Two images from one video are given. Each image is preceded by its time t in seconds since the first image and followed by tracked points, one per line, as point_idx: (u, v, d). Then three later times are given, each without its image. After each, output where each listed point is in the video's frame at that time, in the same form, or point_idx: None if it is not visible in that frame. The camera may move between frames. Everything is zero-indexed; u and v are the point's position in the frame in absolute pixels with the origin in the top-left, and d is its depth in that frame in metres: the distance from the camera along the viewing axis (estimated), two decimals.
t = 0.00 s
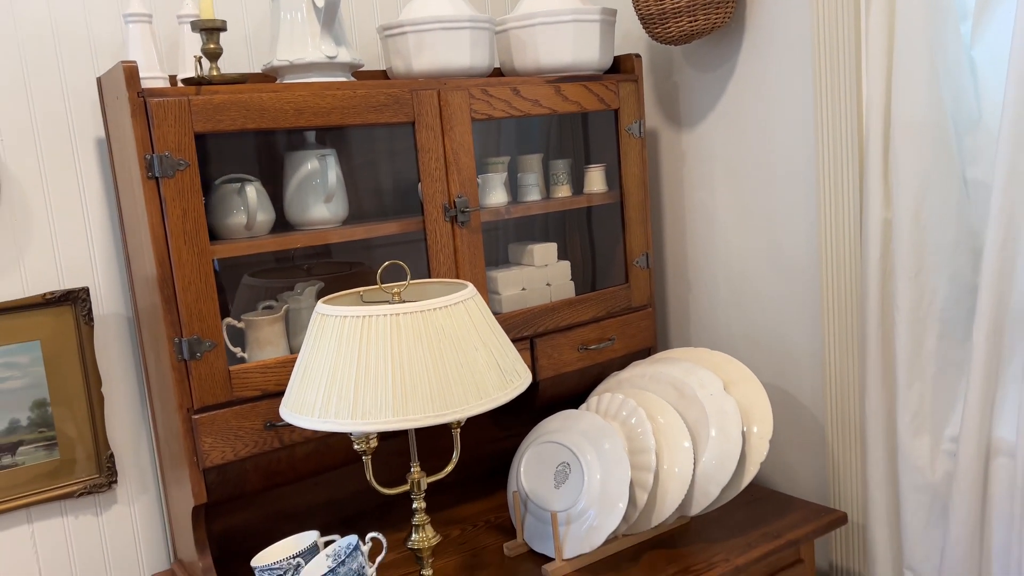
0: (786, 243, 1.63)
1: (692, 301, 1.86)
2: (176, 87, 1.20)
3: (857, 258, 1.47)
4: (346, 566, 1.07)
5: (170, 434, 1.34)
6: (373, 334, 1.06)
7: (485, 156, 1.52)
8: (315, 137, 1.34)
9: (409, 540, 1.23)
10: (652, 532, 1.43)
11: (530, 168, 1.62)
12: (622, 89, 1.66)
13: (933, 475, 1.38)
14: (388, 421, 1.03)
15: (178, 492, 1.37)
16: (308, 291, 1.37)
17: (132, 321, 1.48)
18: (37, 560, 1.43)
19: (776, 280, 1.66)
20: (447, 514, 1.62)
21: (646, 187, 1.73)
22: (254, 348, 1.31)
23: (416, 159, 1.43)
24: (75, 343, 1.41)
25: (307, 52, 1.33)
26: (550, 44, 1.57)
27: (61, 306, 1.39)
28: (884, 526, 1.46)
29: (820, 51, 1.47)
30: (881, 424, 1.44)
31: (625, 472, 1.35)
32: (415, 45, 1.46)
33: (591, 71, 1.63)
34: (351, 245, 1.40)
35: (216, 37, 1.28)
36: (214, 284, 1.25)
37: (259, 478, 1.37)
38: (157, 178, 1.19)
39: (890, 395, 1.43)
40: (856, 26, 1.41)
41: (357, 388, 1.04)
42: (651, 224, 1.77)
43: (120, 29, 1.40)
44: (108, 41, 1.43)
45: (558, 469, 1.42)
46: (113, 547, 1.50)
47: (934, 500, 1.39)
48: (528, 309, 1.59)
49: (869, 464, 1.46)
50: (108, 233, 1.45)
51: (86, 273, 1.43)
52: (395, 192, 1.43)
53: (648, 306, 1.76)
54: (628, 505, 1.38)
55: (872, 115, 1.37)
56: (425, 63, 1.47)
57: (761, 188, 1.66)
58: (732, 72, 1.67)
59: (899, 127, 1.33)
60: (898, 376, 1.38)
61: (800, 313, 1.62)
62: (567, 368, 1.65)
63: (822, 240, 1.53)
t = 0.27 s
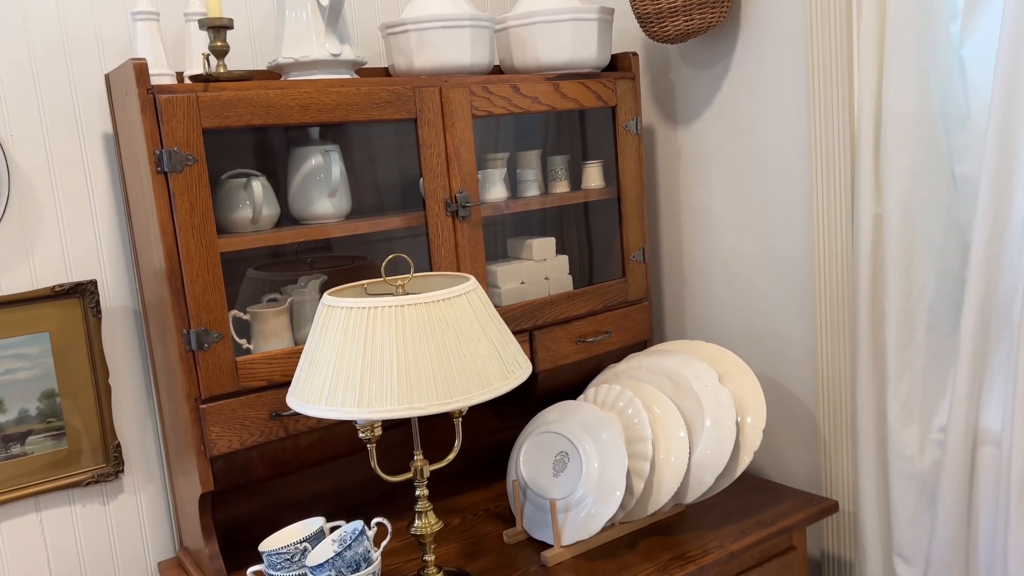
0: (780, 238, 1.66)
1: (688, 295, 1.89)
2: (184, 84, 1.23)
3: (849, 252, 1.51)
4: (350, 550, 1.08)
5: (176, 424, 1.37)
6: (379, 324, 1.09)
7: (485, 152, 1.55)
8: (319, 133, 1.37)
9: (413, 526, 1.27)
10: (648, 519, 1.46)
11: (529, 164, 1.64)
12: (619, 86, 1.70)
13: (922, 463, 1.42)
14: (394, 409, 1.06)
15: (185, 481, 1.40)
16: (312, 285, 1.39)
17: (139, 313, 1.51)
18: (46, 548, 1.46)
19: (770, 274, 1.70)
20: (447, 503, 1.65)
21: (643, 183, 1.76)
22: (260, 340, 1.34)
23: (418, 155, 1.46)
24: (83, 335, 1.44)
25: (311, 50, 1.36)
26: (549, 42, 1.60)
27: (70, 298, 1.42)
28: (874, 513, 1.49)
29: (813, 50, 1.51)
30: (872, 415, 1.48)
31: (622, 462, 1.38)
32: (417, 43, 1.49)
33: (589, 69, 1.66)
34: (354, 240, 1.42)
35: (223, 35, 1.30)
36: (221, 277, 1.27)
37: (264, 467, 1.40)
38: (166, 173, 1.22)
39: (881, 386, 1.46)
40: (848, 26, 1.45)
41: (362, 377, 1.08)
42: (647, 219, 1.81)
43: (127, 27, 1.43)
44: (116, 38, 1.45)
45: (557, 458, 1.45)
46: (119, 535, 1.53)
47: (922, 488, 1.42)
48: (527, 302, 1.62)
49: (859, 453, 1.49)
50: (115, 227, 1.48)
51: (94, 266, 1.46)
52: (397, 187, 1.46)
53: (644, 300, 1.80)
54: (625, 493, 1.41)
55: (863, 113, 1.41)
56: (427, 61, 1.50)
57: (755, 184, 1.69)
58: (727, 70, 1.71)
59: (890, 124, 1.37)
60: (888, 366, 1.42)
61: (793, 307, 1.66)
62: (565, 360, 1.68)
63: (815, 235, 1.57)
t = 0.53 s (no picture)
0: (777, 234, 1.69)
1: (686, 290, 1.92)
2: (193, 80, 1.25)
3: (845, 248, 1.53)
4: (358, 538, 1.10)
5: (184, 415, 1.39)
6: (386, 316, 1.11)
7: (488, 148, 1.57)
8: (324, 129, 1.39)
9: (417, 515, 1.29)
10: (648, 510, 1.49)
11: (531, 160, 1.67)
12: (619, 84, 1.72)
13: (916, 455, 1.45)
14: (401, 398, 1.08)
15: (192, 471, 1.42)
16: (317, 278, 1.41)
17: (146, 307, 1.53)
18: (54, 537, 1.48)
19: (767, 269, 1.72)
20: (449, 494, 1.67)
21: (642, 179, 1.79)
22: (266, 332, 1.36)
23: (422, 151, 1.48)
24: (92, 327, 1.46)
25: (318, 47, 1.38)
26: (551, 40, 1.63)
27: (78, 291, 1.44)
28: (868, 504, 1.52)
29: (811, 49, 1.53)
30: (867, 407, 1.50)
31: (622, 453, 1.41)
32: (421, 41, 1.51)
33: (590, 67, 1.69)
34: (359, 234, 1.45)
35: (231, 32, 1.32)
36: (229, 270, 1.30)
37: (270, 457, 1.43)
38: (175, 168, 1.24)
39: (876, 379, 1.49)
40: (845, 25, 1.47)
41: (370, 368, 1.10)
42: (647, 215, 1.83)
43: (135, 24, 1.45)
44: (124, 35, 1.47)
45: (558, 449, 1.48)
46: (126, 525, 1.55)
47: (916, 479, 1.45)
48: (528, 296, 1.64)
49: (855, 445, 1.52)
50: (122, 221, 1.50)
51: (102, 260, 1.48)
52: (401, 183, 1.48)
53: (643, 294, 1.82)
54: (625, 483, 1.44)
55: (860, 110, 1.43)
56: (430, 58, 1.52)
57: (753, 181, 1.72)
58: (725, 69, 1.73)
59: (886, 122, 1.39)
60: (883, 360, 1.45)
61: (790, 301, 1.68)
62: (565, 354, 1.71)
63: (812, 231, 1.59)
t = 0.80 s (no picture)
0: (776, 227, 1.71)
1: (686, 283, 1.94)
2: (201, 72, 1.26)
3: (844, 240, 1.55)
4: (365, 522, 1.12)
5: (190, 403, 1.41)
6: (392, 305, 1.13)
7: (491, 141, 1.59)
8: (329, 121, 1.40)
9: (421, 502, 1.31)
10: (648, 498, 1.51)
11: (533, 153, 1.68)
12: (621, 78, 1.74)
13: (912, 445, 1.47)
14: (407, 386, 1.10)
15: (198, 459, 1.44)
16: (321, 269, 1.43)
17: (152, 297, 1.54)
18: (61, 524, 1.50)
19: (766, 262, 1.74)
20: (451, 483, 1.69)
21: (643, 173, 1.81)
22: (272, 322, 1.38)
23: (426, 143, 1.50)
24: (99, 317, 1.48)
25: (324, 40, 1.39)
26: (553, 34, 1.64)
27: (85, 281, 1.46)
28: (865, 493, 1.54)
29: (811, 44, 1.55)
30: (864, 398, 1.52)
31: (623, 442, 1.42)
32: (426, 33, 1.52)
33: (592, 60, 1.70)
34: (364, 225, 1.46)
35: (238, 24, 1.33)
36: (236, 260, 1.31)
37: (275, 445, 1.44)
38: (183, 159, 1.25)
39: (873, 370, 1.51)
40: (845, 21, 1.49)
41: (376, 355, 1.12)
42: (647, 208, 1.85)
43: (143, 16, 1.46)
44: (131, 27, 1.49)
45: (560, 439, 1.50)
46: (132, 513, 1.56)
47: (912, 468, 1.47)
48: (530, 288, 1.66)
49: (852, 435, 1.54)
50: (129, 212, 1.51)
51: (109, 250, 1.50)
52: (405, 175, 1.50)
53: (643, 287, 1.84)
54: (626, 472, 1.46)
55: (859, 105, 1.45)
56: (435, 50, 1.53)
57: (752, 174, 1.74)
58: (726, 63, 1.75)
59: (885, 116, 1.41)
60: (881, 351, 1.47)
61: (789, 294, 1.70)
62: (566, 345, 1.72)
63: (811, 224, 1.61)
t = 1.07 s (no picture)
0: (771, 219, 1.72)
1: (682, 275, 1.95)
2: (202, 63, 1.28)
3: (838, 231, 1.57)
4: (365, 507, 1.15)
5: (191, 391, 1.42)
6: (392, 293, 1.15)
7: (489, 132, 1.60)
8: (328, 113, 1.42)
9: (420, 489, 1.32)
10: (643, 486, 1.53)
11: (530, 145, 1.70)
12: (618, 70, 1.75)
13: (905, 434, 1.49)
14: (406, 373, 1.12)
15: (199, 447, 1.45)
16: (321, 260, 1.44)
17: (153, 286, 1.56)
18: (63, 511, 1.51)
19: (762, 253, 1.76)
20: (449, 471, 1.71)
21: (640, 165, 1.82)
22: (272, 311, 1.39)
23: (425, 134, 1.51)
24: (100, 306, 1.49)
25: (324, 31, 1.40)
26: (551, 26, 1.65)
27: (87, 271, 1.47)
28: (859, 481, 1.56)
29: (806, 37, 1.56)
30: (858, 387, 1.54)
31: (619, 430, 1.44)
32: (424, 26, 1.53)
33: (589, 53, 1.72)
34: (363, 215, 1.48)
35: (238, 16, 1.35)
36: (237, 250, 1.33)
37: (275, 433, 1.46)
38: (184, 149, 1.27)
39: (866, 360, 1.53)
40: (840, 14, 1.50)
41: (376, 343, 1.13)
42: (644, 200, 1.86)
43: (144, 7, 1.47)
44: (132, 19, 1.50)
45: (557, 427, 1.51)
46: (133, 500, 1.58)
47: (905, 457, 1.49)
48: (528, 279, 1.68)
49: (846, 424, 1.56)
50: (130, 202, 1.52)
51: (110, 240, 1.51)
52: (404, 165, 1.51)
53: (640, 278, 1.85)
54: (622, 460, 1.48)
55: (854, 97, 1.47)
56: (434, 43, 1.54)
57: (748, 167, 1.75)
58: (722, 56, 1.76)
59: (879, 109, 1.42)
60: (875, 340, 1.48)
61: (784, 285, 1.72)
62: (564, 336, 1.74)
63: (806, 216, 1.63)
